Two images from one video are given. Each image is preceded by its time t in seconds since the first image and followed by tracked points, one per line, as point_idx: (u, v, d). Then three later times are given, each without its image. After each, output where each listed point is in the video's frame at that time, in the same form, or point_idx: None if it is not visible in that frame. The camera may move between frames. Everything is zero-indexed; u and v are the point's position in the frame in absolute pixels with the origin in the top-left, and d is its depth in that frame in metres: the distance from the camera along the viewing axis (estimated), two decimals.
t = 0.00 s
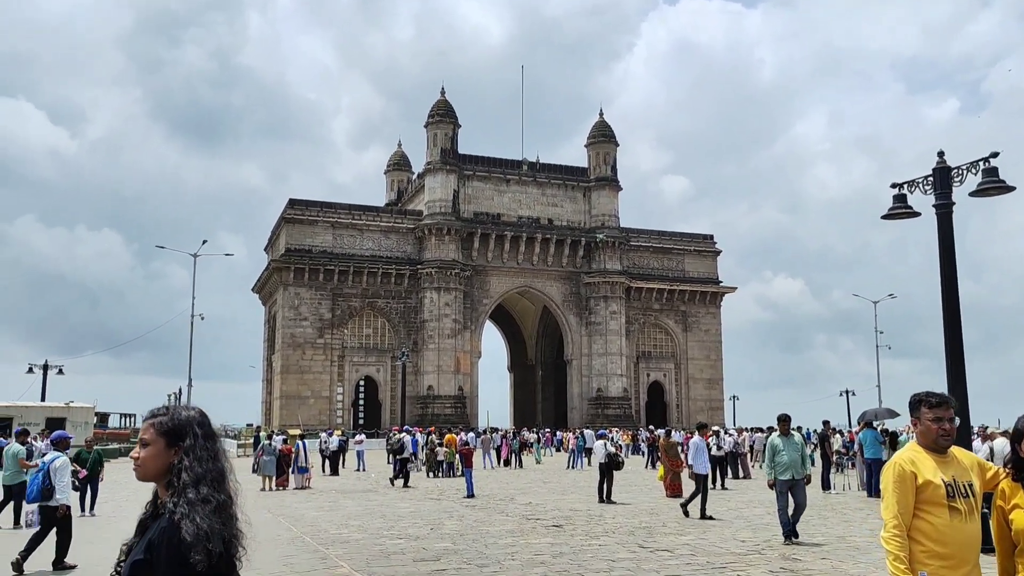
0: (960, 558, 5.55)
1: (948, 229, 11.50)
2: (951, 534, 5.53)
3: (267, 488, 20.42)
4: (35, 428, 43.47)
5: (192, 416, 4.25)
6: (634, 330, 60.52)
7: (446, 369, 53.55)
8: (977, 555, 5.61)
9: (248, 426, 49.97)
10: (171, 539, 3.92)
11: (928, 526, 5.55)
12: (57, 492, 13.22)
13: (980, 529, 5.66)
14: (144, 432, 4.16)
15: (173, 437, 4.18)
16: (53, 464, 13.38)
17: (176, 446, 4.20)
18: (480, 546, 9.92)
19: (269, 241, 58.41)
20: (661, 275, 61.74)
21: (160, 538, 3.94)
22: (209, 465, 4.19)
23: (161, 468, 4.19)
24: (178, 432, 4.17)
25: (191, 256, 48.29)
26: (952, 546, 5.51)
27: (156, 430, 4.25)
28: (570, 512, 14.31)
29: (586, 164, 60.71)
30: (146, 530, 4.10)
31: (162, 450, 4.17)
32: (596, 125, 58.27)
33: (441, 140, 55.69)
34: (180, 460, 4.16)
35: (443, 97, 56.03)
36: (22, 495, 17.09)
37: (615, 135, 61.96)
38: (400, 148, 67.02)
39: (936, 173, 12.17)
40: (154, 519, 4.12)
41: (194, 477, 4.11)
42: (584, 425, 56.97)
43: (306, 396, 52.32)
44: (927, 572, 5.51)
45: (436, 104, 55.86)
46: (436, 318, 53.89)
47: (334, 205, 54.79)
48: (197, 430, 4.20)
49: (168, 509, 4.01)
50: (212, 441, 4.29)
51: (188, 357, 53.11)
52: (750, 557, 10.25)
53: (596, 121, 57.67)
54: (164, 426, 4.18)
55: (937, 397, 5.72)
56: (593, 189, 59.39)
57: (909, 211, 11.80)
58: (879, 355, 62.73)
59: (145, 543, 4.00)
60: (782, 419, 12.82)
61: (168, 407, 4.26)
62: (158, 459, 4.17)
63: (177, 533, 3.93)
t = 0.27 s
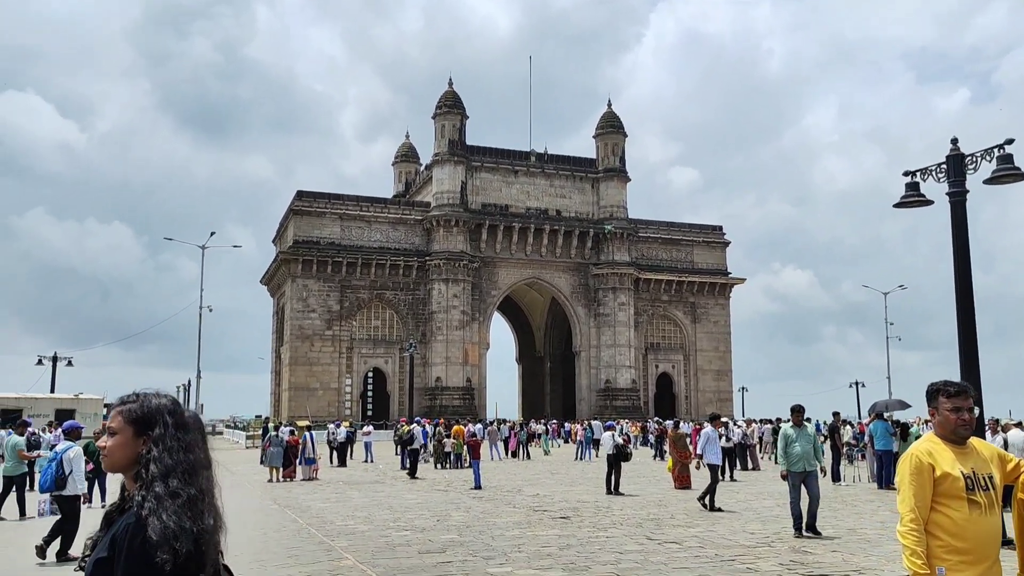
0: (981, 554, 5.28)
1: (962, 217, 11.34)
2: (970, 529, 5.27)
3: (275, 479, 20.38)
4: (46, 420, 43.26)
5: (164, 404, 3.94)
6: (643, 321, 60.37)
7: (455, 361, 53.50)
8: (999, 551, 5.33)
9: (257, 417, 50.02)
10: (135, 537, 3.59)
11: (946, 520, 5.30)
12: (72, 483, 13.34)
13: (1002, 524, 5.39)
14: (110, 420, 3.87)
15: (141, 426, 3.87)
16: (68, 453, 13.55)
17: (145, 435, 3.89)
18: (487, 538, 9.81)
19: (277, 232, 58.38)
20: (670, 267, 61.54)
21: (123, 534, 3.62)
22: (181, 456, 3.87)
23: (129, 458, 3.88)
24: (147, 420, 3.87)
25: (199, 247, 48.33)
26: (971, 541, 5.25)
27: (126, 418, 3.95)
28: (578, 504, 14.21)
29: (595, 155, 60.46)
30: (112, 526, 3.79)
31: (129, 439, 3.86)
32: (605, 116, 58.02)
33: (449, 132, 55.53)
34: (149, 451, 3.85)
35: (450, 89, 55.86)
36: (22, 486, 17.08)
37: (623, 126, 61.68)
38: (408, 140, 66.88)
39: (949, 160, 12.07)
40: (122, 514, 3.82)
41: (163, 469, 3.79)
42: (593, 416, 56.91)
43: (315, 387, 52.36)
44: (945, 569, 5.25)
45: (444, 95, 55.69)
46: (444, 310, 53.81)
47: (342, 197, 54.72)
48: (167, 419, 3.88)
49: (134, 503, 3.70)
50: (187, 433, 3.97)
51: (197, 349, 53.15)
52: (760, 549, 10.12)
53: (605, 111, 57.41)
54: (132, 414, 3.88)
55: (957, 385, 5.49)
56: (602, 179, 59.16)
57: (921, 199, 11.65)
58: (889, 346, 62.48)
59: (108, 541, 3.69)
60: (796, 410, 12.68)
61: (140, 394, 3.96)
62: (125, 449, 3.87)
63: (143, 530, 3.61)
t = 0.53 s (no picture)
0: (999, 548, 5.11)
1: (972, 204, 11.21)
2: (987, 522, 5.11)
3: (278, 470, 20.28)
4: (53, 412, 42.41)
5: (119, 395, 3.82)
6: (648, 311, 60.23)
7: (459, 352, 53.45)
8: (1016, 545, 5.16)
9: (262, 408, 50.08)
10: (93, 539, 3.49)
11: (961, 513, 5.14)
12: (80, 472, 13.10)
13: (1021, 516, 5.22)
14: (65, 413, 3.75)
15: (97, 419, 3.76)
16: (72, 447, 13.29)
17: (101, 427, 3.77)
18: (490, 529, 9.69)
19: (282, 224, 58.31)
20: (675, 257, 61.36)
21: (81, 534, 3.52)
22: (141, 450, 3.76)
23: (85, 452, 3.77)
24: (102, 413, 3.74)
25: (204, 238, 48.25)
26: (987, 534, 5.10)
27: (81, 409, 3.83)
28: (582, 495, 14.12)
29: (600, 145, 60.20)
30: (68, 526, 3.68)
31: (84, 433, 3.75)
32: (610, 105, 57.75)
33: (453, 122, 55.37)
34: (105, 446, 3.73)
35: (454, 78, 55.64)
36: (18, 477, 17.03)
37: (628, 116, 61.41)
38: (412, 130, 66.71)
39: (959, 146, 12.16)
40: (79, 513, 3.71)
41: (119, 463, 3.68)
42: (597, 406, 56.87)
43: (320, 378, 52.39)
44: (961, 563, 5.12)
45: (448, 85, 55.49)
46: (449, 301, 53.74)
47: (347, 188, 54.61)
48: (123, 410, 3.76)
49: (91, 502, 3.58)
50: (148, 426, 3.86)
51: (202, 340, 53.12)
52: (766, 541, 10.02)
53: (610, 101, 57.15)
54: (87, 406, 3.76)
55: (972, 373, 5.30)
56: (606, 169, 58.95)
57: (930, 185, 11.50)
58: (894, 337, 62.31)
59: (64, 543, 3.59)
60: (806, 401, 12.53)
61: (95, 385, 3.84)
62: (80, 443, 3.76)
63: (100, 530, 3.51)
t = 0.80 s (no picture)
0: (1013, 539, 4.96)
1: (978, 189, 11.09)
2: (998, 512, 4.97)
3: (279, 461, 20.24)
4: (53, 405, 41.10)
5: (74, 383, 3.66)
6: (650, 301, 60.12)
7: (461, 342, 53.38)
8: None
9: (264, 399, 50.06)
10: (43, 536, 3.34)
11: (972, 503, 5.01)
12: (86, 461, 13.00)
13: None
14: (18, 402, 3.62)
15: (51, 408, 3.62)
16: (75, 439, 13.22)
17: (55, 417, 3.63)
18: (491, 520, 9.60)
19: (283, 214, 58.17)
20: (677, 246, 61.20)
21: (32, 530, 3.37)
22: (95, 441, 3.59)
23: (40, 443, 3.64)
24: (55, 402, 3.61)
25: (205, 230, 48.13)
26: (999, 525, 4.95)
27: (36, 400, 3.70)
28: (583, 484, 14.04)
29: (601, 135, 59.99)
30: (23, 522, 3.53)
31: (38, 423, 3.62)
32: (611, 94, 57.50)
33: (454, 111, 55.17)
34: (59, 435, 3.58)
35: (455, 68, 55.37)
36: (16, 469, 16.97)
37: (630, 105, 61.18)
38: (413, 120, 66.49)
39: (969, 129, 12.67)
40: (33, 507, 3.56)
41: (70, 454, 3.51)
42: (599, 396, 56.83)
43: (322, 368, 52.35)
44: (973, 554, 4.98)
45: (448, 75, 55.26)
46: (450, 291, 53.64)
47: (348, 178, 54.44)
48: (78, 399, 3.62)
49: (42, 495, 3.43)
50: (107, 417, 3.69)
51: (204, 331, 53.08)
52: (769, 530, 9.93)
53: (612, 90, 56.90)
54: (42, 396, 3.64)
55: (985, 357, 5.18)
56: (608, 159, 58.75)
57: (936, 171, 11.37)
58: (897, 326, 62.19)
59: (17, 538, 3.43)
60: (816, 389, 12.40)
61: (52, 372, 3.71)
62: (36, 433, 3.64)
63: (50, 527, 3.35)
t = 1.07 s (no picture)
0: None
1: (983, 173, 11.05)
2: (1008, 493, 4.83)
3: (279, 449, 20.17)
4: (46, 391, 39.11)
5: (32, 359, 3.48)
6: (650, 289, 60.02)
7: (461, 331, 53.32)
8: None
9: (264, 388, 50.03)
10: None
11: (982, 484, 4.87)
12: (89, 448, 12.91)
13: None
14: None
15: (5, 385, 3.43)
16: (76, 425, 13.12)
17: (11, 395, 3.44)
18: (490, 507, 9.53)
19: (281, 203, 57.98)
20: (677, 234, 61.06)
21: None
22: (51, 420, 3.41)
23: None
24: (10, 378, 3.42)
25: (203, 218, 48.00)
26: (1009, 506, 4.82)
27: None
28: (583, 471, 13.98)
29: (601, 121, 59.77)
30: None
31: None
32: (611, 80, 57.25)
33: (453, 99, 54.94)
34: (13, 413, 3.39)
35: (454, 54, 55.11)
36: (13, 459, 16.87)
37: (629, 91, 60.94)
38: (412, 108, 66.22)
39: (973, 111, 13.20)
40: None
41: (24, 434, 3.33)
42: (600, 384, 56.81)
43: (322, 358, 52.31)
44: (982, 537, 4.84)
45: (447, 61, 55.00)
46: (450, 280, 53.54)
47: (347, 166, 54.29)
48: (35, 375, 3.43)
49: None
50: (68, 394, 3.53)
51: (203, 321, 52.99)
52: (770, 516, 9.87)
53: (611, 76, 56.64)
54: None
55: (994, 333, 5.01)
56: (608, 146, 58.54)
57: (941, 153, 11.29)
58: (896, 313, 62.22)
59: None
60: (824, 373, 12.28)
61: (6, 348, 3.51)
62: None
63: None
